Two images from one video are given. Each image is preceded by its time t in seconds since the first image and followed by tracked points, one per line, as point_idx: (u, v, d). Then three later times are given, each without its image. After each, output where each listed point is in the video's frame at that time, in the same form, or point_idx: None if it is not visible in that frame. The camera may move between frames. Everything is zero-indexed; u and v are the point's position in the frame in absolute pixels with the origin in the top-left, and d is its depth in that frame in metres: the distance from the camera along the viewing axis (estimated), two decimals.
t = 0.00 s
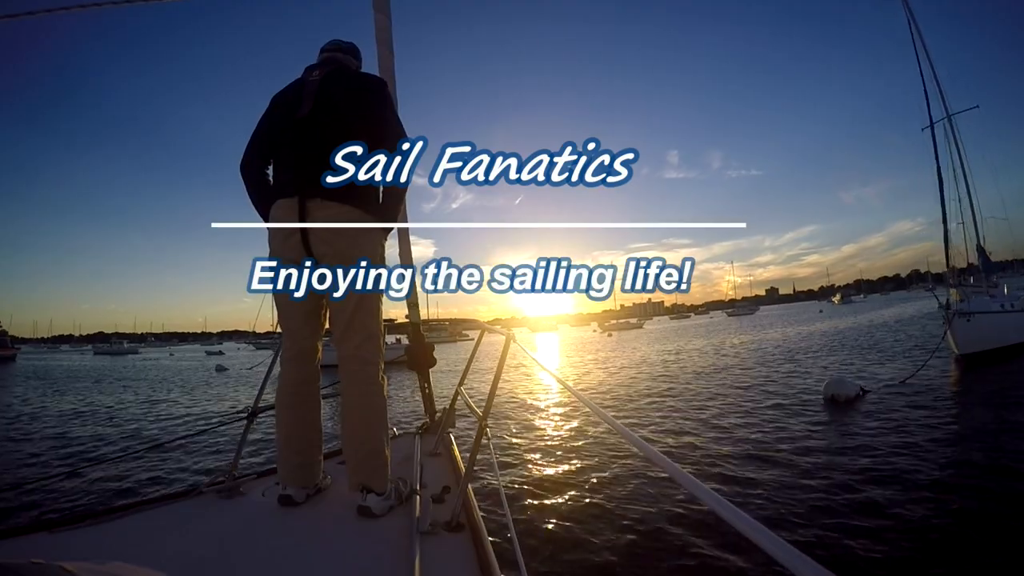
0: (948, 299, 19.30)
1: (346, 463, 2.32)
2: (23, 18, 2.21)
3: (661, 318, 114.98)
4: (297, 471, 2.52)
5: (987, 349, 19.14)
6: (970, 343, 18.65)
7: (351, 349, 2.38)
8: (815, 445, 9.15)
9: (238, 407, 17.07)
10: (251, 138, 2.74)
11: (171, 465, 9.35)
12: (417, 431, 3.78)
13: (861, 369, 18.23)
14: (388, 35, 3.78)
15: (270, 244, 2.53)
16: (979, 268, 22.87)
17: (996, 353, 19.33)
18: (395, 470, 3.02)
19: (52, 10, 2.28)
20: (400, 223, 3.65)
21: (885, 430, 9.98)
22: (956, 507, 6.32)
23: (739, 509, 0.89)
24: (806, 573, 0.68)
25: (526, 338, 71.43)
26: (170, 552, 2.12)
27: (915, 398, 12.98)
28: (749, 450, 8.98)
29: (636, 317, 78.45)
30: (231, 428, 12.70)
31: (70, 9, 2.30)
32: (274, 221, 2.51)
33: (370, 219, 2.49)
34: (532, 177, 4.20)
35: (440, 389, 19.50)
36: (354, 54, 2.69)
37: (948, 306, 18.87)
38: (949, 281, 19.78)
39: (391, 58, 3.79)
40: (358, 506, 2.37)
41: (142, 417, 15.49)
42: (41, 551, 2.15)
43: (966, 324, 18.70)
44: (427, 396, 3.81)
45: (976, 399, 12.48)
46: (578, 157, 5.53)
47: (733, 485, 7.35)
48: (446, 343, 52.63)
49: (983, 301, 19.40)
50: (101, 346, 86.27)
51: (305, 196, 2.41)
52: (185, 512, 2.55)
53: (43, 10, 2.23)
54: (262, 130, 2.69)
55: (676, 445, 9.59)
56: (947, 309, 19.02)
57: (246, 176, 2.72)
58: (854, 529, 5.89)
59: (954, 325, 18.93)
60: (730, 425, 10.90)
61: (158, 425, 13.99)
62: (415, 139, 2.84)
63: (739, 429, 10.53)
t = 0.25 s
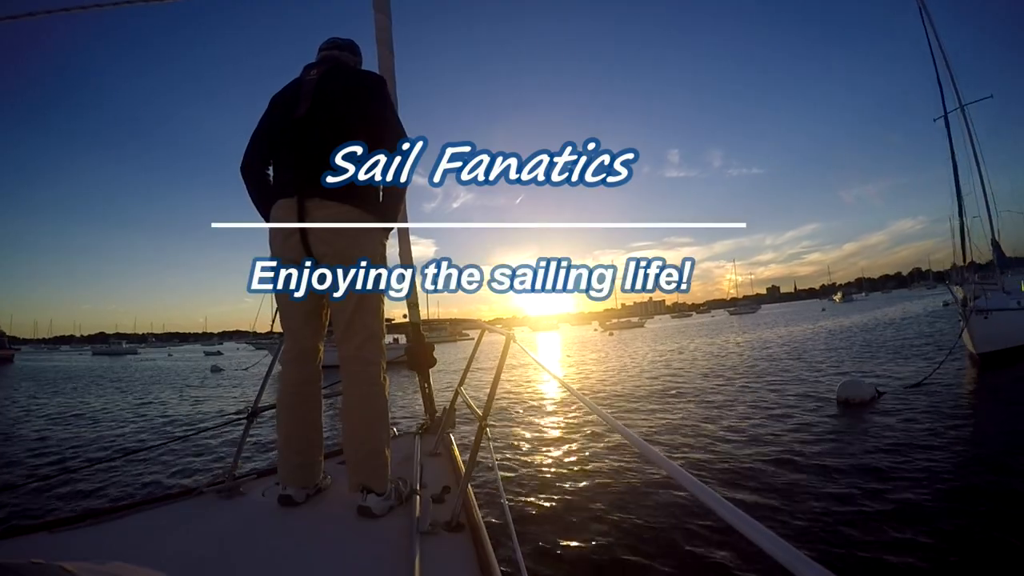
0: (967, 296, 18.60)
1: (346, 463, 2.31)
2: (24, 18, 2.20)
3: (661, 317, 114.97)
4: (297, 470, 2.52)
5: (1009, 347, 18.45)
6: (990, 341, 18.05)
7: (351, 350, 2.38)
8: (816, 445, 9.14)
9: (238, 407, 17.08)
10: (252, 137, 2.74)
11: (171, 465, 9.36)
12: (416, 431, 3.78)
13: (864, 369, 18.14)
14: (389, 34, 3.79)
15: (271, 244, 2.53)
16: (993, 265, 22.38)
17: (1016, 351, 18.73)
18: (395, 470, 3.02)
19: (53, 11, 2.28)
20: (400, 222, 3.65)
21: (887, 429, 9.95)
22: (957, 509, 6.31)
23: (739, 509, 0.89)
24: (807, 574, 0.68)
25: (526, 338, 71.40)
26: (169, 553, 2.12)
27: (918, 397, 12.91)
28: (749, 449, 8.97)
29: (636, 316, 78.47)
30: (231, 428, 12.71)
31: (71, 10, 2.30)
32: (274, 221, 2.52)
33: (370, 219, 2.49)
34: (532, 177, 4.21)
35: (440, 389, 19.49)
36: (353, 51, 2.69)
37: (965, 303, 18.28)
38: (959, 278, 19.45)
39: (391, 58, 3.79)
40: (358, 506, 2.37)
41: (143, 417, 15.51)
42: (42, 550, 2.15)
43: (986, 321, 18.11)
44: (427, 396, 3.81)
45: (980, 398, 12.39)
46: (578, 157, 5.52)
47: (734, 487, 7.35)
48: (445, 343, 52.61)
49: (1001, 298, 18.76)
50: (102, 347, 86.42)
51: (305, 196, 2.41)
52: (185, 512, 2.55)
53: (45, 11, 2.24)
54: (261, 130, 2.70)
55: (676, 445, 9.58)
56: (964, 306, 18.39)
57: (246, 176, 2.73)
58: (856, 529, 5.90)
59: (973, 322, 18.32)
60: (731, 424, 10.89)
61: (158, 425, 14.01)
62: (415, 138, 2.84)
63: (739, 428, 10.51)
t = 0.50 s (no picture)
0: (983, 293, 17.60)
1: (346, 463, 2.31)
2: (24, 17, 2.20)
3: (662, 316, 115.01)
4: (297, 471, 2.52)
5: None
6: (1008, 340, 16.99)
7: (351, 350, 2.38)
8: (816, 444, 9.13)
9: (238, 407, 17.07)
10: (252, 136, 2.74)
11: (171, 465, 9.37)
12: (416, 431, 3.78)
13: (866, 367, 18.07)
14: (389, 34, 3.78)
15: (270, 244, 2.54)
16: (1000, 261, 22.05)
17: None
18: (395, 470, 3.02)
19: (52, 10, 2.28)
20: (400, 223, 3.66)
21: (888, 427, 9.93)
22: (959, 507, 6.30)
23: (739, 509, 0.89)
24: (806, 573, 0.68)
25: (527, 337, 71.31)
26: (169, 552, 2.12)
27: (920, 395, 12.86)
28: (750, 448, 8.96)
29: (636, 316, 78.51)
30: (231, 428, 12.70)
31: (70, 9, 2.29)
32: (274, 221, 2.52)
33: (370, 219, 2.49)
34: (531, 177, 4.21)
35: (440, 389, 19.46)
36: (354, 49, 2.69)
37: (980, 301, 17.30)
38: (967, 278, 19.10)
39: (391, 58, 3.79)
40: (358, 506, 2.37)
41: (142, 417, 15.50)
42: (42, 551, 2.15)
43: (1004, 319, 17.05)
44: (427, 396, 3.81)
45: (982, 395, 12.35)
46: (577, 156, 5.52)
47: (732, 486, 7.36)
48: (445, 342, 52.65)
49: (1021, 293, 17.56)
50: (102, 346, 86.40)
51: (304, 196, 2.41)
52: (185, 512, 2.56)
53: (45, 10, 2.23)
54: (262, 129, 2.70)
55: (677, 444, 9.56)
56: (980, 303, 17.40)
57: (247, 176, 2.74)
58: (855, 527, 5.88)
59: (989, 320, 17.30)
60: (731, 423, 10.87)
61: (158, 425, 14.00)
62: (415, 139, 2.85)
63: (740, 427, 10.49)
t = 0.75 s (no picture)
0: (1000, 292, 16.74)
1: (346, 463, 2.31)
2: (25, 17, 2.21)
3: (661, 316, 115.04)
4: (297, 471, 2.53)
5: None
6: None
7: (351, 351, 2.37)
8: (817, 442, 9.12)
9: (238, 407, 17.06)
10: (252, 136, 2.75)
11: (171, 465, 9.38)
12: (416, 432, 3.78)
13: (868, 364, 18.01)
14: (389, 34, 3.78)
15: (269, 244, 2.54)
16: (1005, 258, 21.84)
17: None
18: (395, 470, 3.02)
19: (54, 11, 2.28)
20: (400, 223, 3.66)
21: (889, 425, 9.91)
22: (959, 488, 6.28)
23: (738, 508, 0.89)
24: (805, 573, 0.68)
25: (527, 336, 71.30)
26: (170, 552, 2.13)
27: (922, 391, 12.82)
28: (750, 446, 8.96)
29: (636, 315, 78.68)
30: (230, 428, 12.70)
31: (71, 10, 2.30)
32: (274, 221, 2.52)
33: (370, 219, 2.50)
34: (531, 177, 4.21)
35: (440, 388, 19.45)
36: (355, 47, 2.70)
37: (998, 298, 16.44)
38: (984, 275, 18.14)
39: (391, 59, 3.79)
40: (358, 506, 2.37)
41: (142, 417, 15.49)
42: (42, 551, 2.15)
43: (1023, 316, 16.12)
44: (427, 396, 3.81)
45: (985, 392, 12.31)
46: (576, 156, 5.53)
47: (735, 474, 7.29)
48: (445, 342, 52.64)
49: None
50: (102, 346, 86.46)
51: (303, 195, 2.42)
52: (186, 512, 2.56)
53: (47, 12, 2.24)
54: (262, 128, 2.71)
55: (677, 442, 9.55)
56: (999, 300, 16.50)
57: (247, 175, 2.74)
58: (860, 509, 5.81)
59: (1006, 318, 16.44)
60: (732, 421, 10.85)
61: (157, 425, 13.99)
62: (415, 139, 2.85)
63: (740, 426, 10.48)
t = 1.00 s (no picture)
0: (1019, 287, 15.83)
1: (346, 463, 2.31)
2: (24, 17, 2.20)
3: (662, 315, 115.00)
4: (297, 471, 2.52)
5: None
6: None
7: (350, 350, 2.37)
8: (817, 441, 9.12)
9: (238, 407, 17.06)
10: (251, 136, 2.74)
11: (172, 464, 9.39)
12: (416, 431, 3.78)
13: (869, 363, 17.98)
14: (389, 34, 3.78)
15: (268, 244, 2.54)
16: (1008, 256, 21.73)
17: None
18: (395, 470, 3.02)
19: (52, 11, 2.27)
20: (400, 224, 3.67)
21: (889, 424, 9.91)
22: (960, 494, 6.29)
23: (739, 509, 0.89)
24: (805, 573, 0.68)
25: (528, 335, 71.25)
26: (170, 552, 2.13)
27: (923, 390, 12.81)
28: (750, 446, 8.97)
29: (637, 314, 78.67)
30: (230, 428, 12.70)
31: (70, 10, 2.29)
32: (273, 221, 2.52)
33: (368, 219, 2.50)
34: (531, 177, 4.21)
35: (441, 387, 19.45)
36: (354, 47, 2.70)
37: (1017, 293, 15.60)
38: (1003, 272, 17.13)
39: (391, 59, 3.78)
40: (358, 506, 2.37)
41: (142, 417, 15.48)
42: (43, 551, 2.15)
43: None
44: (427, 396, 3.81)
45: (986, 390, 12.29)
46: (576, 156, 5.53)
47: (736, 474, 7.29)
48: (445, 341, 52.63)
49: None
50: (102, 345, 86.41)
51: (301, 195, 2.42)
52: (185, 512, 2.56)
53: (45, 11, 2.23)
54: (262, 128, 2.70)
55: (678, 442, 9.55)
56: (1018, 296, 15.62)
57: (246, 175, 2.74)
58: (862, 516, 5.82)
59: None
60: (732, 420, 10.86)
61: (157, 425, 13.98)
62: (414, 139, 2.86)
63: (740, 425, 10.48)
